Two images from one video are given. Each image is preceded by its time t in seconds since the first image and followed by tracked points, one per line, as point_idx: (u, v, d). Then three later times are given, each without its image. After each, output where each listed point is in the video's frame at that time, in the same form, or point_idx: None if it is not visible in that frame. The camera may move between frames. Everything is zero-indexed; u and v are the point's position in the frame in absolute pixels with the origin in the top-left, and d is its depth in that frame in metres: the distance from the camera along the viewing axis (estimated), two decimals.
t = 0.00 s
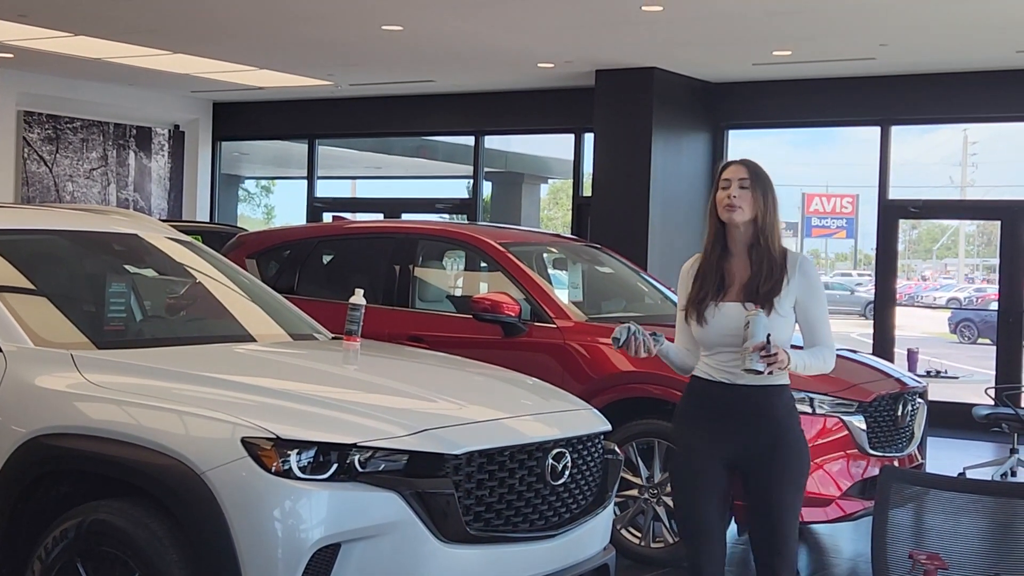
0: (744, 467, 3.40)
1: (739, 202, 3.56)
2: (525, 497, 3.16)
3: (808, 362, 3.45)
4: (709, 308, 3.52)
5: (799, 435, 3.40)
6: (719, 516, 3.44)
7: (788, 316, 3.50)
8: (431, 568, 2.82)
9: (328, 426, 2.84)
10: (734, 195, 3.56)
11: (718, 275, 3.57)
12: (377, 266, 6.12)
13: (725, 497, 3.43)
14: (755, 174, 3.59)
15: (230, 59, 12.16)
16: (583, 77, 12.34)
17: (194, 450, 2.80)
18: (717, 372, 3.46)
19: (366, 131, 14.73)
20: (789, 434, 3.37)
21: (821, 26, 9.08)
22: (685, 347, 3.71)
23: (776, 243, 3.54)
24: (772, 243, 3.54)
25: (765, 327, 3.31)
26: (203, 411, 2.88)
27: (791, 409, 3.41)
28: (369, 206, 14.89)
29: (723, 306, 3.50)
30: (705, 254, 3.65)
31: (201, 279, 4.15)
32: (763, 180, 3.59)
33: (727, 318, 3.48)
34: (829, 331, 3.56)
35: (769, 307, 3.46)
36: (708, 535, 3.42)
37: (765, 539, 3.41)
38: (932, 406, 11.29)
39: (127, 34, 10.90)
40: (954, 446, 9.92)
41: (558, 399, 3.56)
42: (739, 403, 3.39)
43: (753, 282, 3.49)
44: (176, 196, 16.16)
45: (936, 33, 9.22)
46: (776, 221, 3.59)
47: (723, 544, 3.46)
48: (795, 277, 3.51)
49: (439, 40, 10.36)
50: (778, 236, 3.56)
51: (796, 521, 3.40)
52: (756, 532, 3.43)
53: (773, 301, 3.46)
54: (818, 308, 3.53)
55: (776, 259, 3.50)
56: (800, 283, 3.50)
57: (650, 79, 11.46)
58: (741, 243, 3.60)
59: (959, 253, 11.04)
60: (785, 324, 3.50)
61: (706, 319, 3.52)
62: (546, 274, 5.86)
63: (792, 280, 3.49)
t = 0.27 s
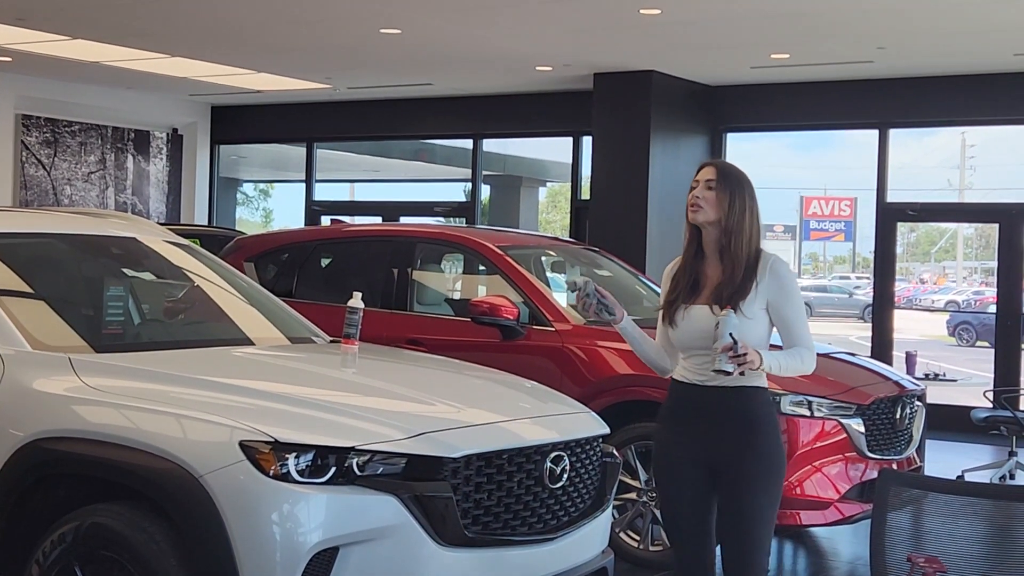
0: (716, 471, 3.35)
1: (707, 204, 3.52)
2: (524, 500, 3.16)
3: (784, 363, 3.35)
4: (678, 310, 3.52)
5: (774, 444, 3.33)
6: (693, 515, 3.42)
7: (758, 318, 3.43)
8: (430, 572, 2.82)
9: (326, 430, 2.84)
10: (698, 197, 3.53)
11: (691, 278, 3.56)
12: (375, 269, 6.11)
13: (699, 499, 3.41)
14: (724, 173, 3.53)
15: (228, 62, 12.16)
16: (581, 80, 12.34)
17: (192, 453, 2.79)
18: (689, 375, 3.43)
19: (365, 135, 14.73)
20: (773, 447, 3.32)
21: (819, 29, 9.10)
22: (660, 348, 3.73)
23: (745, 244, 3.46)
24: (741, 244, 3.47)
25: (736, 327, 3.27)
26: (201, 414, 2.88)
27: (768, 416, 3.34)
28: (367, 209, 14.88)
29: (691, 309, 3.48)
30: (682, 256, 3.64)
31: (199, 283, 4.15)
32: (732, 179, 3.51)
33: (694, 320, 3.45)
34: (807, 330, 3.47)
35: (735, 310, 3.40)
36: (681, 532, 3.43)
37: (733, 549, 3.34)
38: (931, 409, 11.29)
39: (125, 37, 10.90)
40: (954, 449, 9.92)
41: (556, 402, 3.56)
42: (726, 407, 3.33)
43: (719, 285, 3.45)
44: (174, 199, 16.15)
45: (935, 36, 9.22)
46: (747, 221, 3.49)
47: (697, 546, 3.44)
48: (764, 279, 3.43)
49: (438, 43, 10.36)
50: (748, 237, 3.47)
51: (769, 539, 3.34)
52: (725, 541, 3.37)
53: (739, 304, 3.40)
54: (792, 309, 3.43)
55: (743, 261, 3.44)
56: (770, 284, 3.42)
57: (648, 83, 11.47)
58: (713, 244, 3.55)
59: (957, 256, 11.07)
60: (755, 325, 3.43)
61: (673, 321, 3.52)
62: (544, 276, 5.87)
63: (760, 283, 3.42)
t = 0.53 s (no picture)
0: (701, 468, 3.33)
1: (688, 208, 3.52)
2: (523, 504, 3.16)
3: (769, 363, 3.30)
4: (664, 314, 3.54)
5: (763, 450, 3.30)
6: (671, 511, 3.40)
7: (741, 318, 3.39)
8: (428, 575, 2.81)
9: (326, 434, 2.84)
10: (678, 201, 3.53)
11: (679, 281, 3.57)
12: (374, 273, 6.12)
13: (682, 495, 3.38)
14: (703, 176, 3.51)
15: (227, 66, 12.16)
16: (580, 83, 12.35)
17: (190, 457, 2.79)
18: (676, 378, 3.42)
19: (364, 138, 14.74)
20: (762, 456, 3.30)
21: (818, 33, 9.10)
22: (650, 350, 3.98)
23: (726, 246, 3.44)
24: (722, 246, 3.44)
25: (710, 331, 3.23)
26: (200, 418, 2.88)
27: (760, 420, 3.32)
28: (366, 213, 14.89)
29: (676, 313, 3.49)
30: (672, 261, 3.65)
31: (198, 286, 4.15)
32: (710, 181, 3.50)
33: (679, 323, 3.47)
34: (795, 327, 3.42)
35: (716, 312, 3.38)
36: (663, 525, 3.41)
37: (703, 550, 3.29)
38: (930, 412, 11.28)
39: (124, 41, 10.90)
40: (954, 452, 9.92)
41: (555, 406, 3.56)
42: (721, 407, 3.31)
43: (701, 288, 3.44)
44: (174, 203, 16.16)
45: (933, 39, 9.24)
46: (728, 222, 3.46)
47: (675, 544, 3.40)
48: (746, 279, 3.39)
49: (437, 47, 10.37)
50: (730, 238, 3.45)
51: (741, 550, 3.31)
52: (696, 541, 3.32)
53: (719, 305, 3.38)
54: (776, 308, 3.37)
55: (723, 263, 3.42)
56: (752, 284, 3.38)
57: (647, 86, 11.47)
58: (697, 247, 3.54)
59: (956, 259, 11.10)
60: (739, 326, 3.39)
61: (662, 324, 3.54)
62: (543, 280, 5.88)
63: (741, 283, 3.38)
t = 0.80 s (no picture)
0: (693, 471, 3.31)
1: (676, 213, 3.49)
2: (522, 507, 3.16)
3: (754, 366, 3.24)
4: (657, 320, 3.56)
5: (754, 455, 3.29)
6: (661, 511, 3.40)
7: (727, 321, 3.36)
8: None
9: (325, 436, 2.84)
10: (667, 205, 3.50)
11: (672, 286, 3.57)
12: (373, 276, 6.12)
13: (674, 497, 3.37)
14: (690, 180, 3.47)
15: (225, 69, 12.17)
16: (579, 86, 12.36)
17: (189, 460, 2.79)
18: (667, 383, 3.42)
19: (363, 141, 14.74)
20: (755, 464, 3.29)
21: (816, 36, 9.12)
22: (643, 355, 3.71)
23: (712, 251, 3.41)
24: (709, 251, 3.41)
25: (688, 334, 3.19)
26: (198, 421, 2.88)
27: (752, 426, 3.31)
28: (365, 216, 14.89)
29: (666, 318, 3.50)
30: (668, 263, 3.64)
31: (197, 289, 4.16)
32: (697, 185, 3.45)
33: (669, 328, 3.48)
34: (788, 332, 3.34)
35: (700, 317, 3.37)
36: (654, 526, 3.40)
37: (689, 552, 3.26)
38: (929, 414, 11.28)
39: (122, 44, 10.92)
40: (952, 455, 9.92)
41: (554, 408, 3.55)
42: (717, 410, 3.30)
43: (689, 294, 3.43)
44: (173, 206, 16.17)
45: (931, 42, 9.26)
46: (715, 226, 3.42)
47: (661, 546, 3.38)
48: (731, 283, 3.35)
49: (435, 50, 10.38)
50: (717, 243, 3.41)
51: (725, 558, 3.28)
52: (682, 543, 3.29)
53: (705, 310, 3.36)
54: (763, 310, 3.31)
55: (710, 268, 3.39)
56: (737, 287, 3.34)
57: (646, 89, 11.49)
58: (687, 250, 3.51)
59: (955, 261, 11.10)
60: (724, 329, 3.36)
61: (654, 329, 3.56)
62: (542, 282, 5.88)
63: (727, 287, 3.35)
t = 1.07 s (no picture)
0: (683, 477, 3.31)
1: (664, 216, 3.49)
2: (521, 509, 3.16)
3: (737, 374, 3.23)
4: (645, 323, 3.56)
5: (745, 461, 3.27)
6: (655, 517, 3.41)
7: (714, 327, 3.34)
8: None
9: (325, 438, 2.84)
10: (655, 208, 3.50)
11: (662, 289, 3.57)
12: (372, 278, 6.12)
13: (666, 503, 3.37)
14: (678, 183, 3.47)
15: (224, 71, 12.18)
16: (578, 88, 12.36)
17: (188, 462, 2.79)
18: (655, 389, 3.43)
19: (362, 143, 14.74)
20: (746, 470, 3.28)
21: (815, 38, 9.13)
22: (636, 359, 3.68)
23: (699, 254, 3.41)
24: (696, 255, 3.41)
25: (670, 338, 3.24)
26: (197, 423, 2.88)
27: (742, 431, 3.30)
28: (364, 218, 14.89)
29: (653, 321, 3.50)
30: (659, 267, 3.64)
31: (195, 291, 4.16)
32: (684, 189, 3.45)
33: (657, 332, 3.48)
34: (775, 339, 3.32)
35: (687, 322, 3.36)
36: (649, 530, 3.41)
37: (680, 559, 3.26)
38: (929, 416, 11.26)
39: (121, 47, 10.92)
40: (952, 456, 9.91)
41: (553, 411, 3.55)
42: (704, 417, 3.30)
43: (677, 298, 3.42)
44: (172, 208, 16.17)
45: (930, 43, 9.26)
46: (701, 230, 3.42)
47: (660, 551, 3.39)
48: (718, 288, 3.34)
49: (434, 52, 10.39)
50: (705, 246, 3.41)
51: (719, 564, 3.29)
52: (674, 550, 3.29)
53: (691, 315, 3.36)
54: (750, 317, 3.29)
55: (697, 272, 3.39)
56: (724, 292, 3.32)
57: (645, 91, 11.50)
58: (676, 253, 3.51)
59: (954, 263, 11.09)
60: (712, 335, 3.34)
61: (643, 333, 3.56)
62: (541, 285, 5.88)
63: (714, 292, 3.34)
